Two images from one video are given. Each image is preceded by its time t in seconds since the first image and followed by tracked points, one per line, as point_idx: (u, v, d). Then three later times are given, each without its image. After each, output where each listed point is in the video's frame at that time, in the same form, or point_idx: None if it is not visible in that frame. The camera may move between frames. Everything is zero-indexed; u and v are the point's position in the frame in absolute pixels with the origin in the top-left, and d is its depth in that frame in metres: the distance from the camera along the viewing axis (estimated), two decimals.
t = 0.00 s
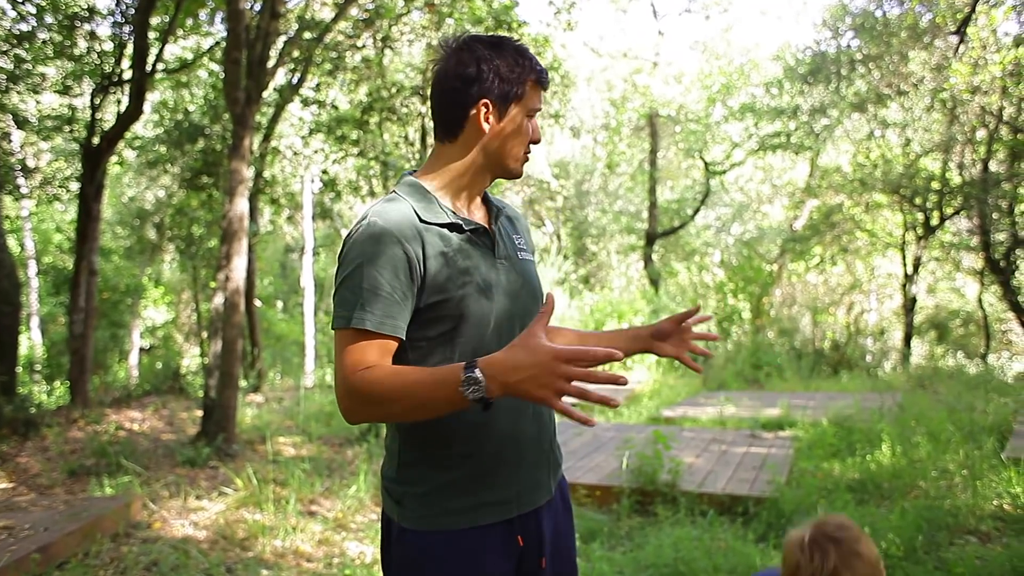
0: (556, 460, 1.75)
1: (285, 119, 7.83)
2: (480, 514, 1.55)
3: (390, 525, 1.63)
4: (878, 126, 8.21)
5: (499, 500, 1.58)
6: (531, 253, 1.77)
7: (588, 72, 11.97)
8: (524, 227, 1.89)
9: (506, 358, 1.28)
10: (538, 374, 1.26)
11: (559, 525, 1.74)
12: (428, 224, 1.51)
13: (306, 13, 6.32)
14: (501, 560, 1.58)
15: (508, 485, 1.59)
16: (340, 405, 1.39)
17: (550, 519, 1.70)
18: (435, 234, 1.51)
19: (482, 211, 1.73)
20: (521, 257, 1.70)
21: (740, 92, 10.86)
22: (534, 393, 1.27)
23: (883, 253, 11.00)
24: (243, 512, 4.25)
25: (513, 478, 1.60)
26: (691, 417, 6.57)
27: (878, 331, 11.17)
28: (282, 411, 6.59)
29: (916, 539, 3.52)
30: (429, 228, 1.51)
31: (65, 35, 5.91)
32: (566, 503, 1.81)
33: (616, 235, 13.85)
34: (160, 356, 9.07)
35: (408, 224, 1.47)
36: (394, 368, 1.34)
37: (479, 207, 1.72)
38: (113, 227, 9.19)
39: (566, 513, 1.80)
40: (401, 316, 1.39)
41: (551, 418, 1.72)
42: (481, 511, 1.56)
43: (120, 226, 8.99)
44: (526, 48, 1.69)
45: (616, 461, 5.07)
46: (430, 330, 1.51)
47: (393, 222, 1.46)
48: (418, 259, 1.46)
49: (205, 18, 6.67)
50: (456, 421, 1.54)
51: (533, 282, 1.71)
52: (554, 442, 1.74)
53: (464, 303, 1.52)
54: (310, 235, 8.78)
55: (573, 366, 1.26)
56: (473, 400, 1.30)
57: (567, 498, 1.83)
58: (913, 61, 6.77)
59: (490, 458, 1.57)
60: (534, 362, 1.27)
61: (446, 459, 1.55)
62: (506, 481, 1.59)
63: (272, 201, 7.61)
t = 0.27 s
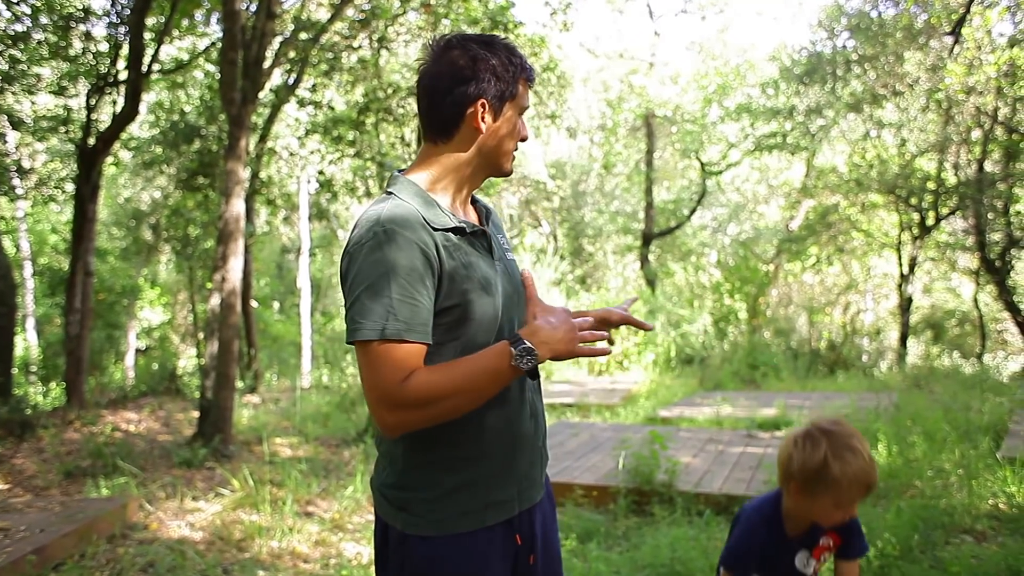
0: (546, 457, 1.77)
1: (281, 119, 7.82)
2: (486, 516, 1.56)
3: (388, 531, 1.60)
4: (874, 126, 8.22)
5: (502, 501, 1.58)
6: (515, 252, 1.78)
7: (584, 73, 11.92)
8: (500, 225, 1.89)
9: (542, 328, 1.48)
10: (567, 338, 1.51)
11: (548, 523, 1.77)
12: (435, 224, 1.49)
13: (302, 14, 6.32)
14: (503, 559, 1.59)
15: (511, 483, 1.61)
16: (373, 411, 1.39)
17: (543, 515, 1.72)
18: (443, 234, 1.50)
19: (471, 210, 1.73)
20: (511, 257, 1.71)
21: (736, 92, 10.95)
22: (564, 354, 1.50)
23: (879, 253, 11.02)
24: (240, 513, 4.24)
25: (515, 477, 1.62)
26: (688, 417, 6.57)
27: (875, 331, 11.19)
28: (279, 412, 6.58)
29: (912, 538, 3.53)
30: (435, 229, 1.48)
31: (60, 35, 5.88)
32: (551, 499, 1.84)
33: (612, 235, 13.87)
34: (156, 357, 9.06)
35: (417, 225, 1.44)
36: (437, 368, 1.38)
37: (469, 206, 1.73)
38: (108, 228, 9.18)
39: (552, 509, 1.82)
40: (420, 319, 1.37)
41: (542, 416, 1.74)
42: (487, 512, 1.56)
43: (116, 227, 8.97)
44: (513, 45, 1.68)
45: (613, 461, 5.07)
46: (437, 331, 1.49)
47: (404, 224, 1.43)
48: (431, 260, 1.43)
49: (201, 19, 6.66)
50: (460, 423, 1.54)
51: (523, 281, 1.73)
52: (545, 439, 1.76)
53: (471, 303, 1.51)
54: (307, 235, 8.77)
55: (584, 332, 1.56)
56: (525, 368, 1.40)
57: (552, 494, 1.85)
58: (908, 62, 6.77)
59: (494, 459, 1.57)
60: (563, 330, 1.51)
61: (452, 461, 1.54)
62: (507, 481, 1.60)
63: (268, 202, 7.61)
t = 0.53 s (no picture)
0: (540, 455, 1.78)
1: (278, 119, 7.82)
2: (484, 513, 1.56)
3: (384, 530, 1.60)
4: (870, 124, 8.24)
5: (499, 499, 1.59)
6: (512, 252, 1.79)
7: (581, 73, 12.26)
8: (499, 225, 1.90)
9: (552, 358, 1.46)
10: (575, 378, 1.47)
11: (542, 521, 1.77)
12: (435, 222, 1.49)
13: (299, 13, 6.31)
14: (498, 558, 1.59)
15: (507, 480, 1.61)
16: (367, 409, 1.40)
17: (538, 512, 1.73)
18: (443, 233, 1.50)
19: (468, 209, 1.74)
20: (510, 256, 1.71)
21: (732, 91, 10.79)
22: (570, 390, 1.47)
23: (876, 252, 11.04)
24: (238, 513, 4.24)
25: (511, 476, 1.62)
26: (685, 415, 6.58)
27: (871, 330, 11.22)
28: (276, 411, 6.58)
29: (909, 536, 3.54)
30: (434, 228, 1.49)
31: (56, 35, 5.86)
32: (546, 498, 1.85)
33: (610, 234, 13.89)
34: (153, 357, 9.05)
35: (417, 224, 1.44)
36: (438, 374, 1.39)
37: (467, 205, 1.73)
38: (105, 228, 9.16)
39: (547, 507, 1.83)
40: (419, 318, 1.38)
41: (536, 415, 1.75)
42: (484, 509, 1.57)
43: (113, 227, 8.96)
44: (508, 43, 1.69)
45: (610, 460, 5.07)
46: (437, 330, 1.49)
47: (405, 221, 1.43)
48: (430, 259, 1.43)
49: (197, 18, 6.66)
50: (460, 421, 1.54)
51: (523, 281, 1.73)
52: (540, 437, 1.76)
53: (470, 302, 1.51)
54: (304, 235, 8.77)
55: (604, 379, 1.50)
56: (519, 391, 1.42)
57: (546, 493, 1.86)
58: (903, 61, 7.04)
59: (491, 457, 1.58)
60: (576, 368, 1.48)
61: (450, 459, 1.54)
62: (504, 479, 1.61)
63: (265, 202, 7.61)
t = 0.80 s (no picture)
0: (537, 459, 1.75)
1: (275, 120, 7.82)
2: (467, 515, 1.55)
3: (371, 527, 1.61)
4: (867, 126, 8.25)
5: (484, 501, 1.58)
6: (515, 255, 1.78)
7: (579, 75, 12.18)
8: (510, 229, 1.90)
9: (508, 367, 1.36)
10: (532, 389, 1.34)
11: (539, 528, 1.74)
12: (420, 222, 1.49)
13: (297, 14, 6.31)
14: (482, 560, 1.57)
15: (492, 482, 1.60)
16: (328, 399, 1.39)
17: (531, 517, 1.70)
18: (428, 234, 1.49)
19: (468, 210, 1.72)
20: (509, 260, 1.71)
21: (729, 93, 10.97)
22: (528, 403, 1.34)
23: (872, 254, 11.05)
24: (234, 514, 4.24)
25: (498, 479, 1.61)
26: (682, 417, 6.59)
27: (868, 332, 11.24)
28: (273, 412, 6.57)
29: (905, 537, 3.55)
30: (420, 229, 1.49)
31: (53, 35, 5.84)
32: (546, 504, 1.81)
33: (607, 235, 13.91)
34: (150, 358, 9.04)
35: (400, 224, 1.45)
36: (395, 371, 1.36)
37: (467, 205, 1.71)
38: (101, 228, 9.14)
39: (546, 513, 1.79)
40: (392, 318, 1.38)
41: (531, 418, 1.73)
42: (468, 511, 1.56)
43: (109, 227, 8.94)
44: (500, 38, 1.66)
45: (607, 461, 5.07)
46: (418, 330, 1.49)
47: (385, 220, 1.44)
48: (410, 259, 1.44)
49: (195, 19, 6.65)
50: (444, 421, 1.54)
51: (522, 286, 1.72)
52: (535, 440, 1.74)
53: (454, 305, 1.50)
54: (301, 236, 8.76)
55: (566, 392, 1.36)
56: (471, 402, 1.34)
57: (547, 499, 1.82)
58: (901, 63, 6.92)
59: (476, 459, 1.57)
60: (534, 379, 1.35)
61: (432, 458, 1.54)
62: (489, 482, 1.59)
63: (261, 202, 7.60)
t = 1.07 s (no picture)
0: (536, 468, 1.69)
1: (272, 122, 7.81)
2: (440, 518, 1.53)
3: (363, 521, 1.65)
4: (864, 130, 8.27)
5: (461, 505, 1.55)
6: (526, 259, 1.74)
7: (575, 77, 12.03)
8: (535, 232, 1.85)
9: (457, 354, 1.37)
10: (481, 369, 1.34)
11: (535, 541, 1.69)
12: (400, 224, 1.53)
13: (294, 17, 6.31)
14: (457, 566, 1.55)
15: (474, 487, 1.57)
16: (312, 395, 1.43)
17: (521, 528, 1.64)
18: (408, 237, 1.53)
19: (469, 217, 1.71)
20: (512, 264, 1.68)
21: (726, 96, 10.89)
22: (484, 386, 1.34)
23: (869, 257, 11.06)
24: (231, 518, 4.23)
25: (479, 485, 1.57)
26: (679, 420, 6.60)
27: (864, 334, 11.26)
28: (269, 415, 6.57)
29: (902, 540, 3.55)
30: (399, 234, 1.52)
31: (50, 38, 5.83)
32: (550, 516, 1.74)
33: (604, 238, 13.93)
34: (146, 360, 9.02)
35: (375, 228, 1.50)
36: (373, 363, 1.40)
37: (465, 214, 1.70)
38: (98, 231, 9.12)
39: (547, 526, 1.72)
40: (360, 317, 1.42)
41: (528, 425, 1.68)
42: (441, 514, 1.53)
43: (106, 230, 8.92)
44: (470, 43, 1.68)
45: (604, 464, 5.07)
46: (399, 333, 1.52)
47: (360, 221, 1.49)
48: (382, 262, 1.48)
49: (192, 21, 6.65)
50: (422, 420, 1.53)
51: (525, 291, 1.68)
52: (532, 449, 1.68)
53: (430, 309, 1.52)
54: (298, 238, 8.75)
55: (515, 362, 1.35)
56: (429, 394, 1.36)
57: (551, 511, 1.75)
58: (897, 67, 6.94)
59: (454, 461, 1.55)
60: (480, 360, 1.35)
61: (409, 456, 1.54)
62: (469, 486, 1.56)
63: (259, 205, 7.61)
